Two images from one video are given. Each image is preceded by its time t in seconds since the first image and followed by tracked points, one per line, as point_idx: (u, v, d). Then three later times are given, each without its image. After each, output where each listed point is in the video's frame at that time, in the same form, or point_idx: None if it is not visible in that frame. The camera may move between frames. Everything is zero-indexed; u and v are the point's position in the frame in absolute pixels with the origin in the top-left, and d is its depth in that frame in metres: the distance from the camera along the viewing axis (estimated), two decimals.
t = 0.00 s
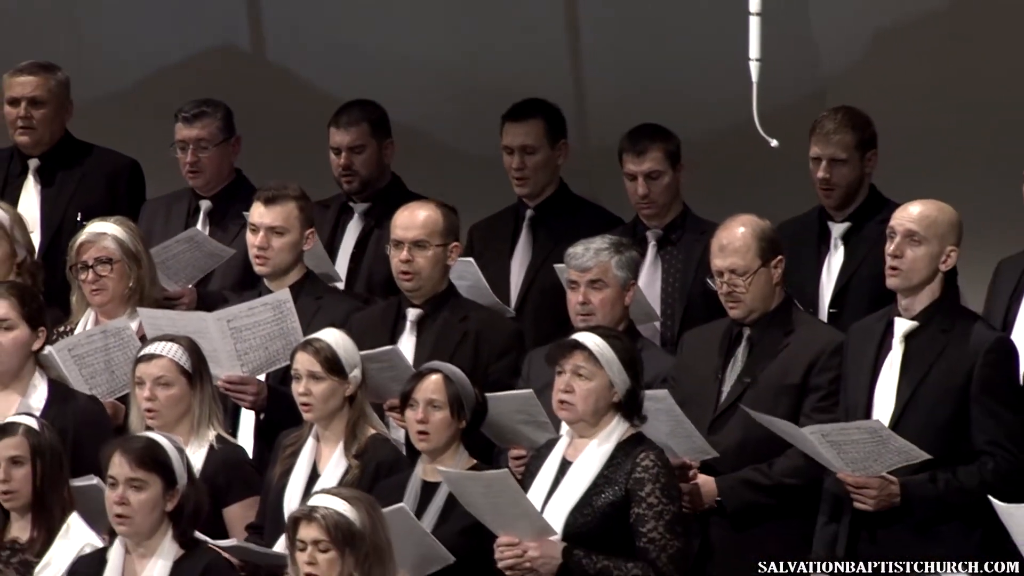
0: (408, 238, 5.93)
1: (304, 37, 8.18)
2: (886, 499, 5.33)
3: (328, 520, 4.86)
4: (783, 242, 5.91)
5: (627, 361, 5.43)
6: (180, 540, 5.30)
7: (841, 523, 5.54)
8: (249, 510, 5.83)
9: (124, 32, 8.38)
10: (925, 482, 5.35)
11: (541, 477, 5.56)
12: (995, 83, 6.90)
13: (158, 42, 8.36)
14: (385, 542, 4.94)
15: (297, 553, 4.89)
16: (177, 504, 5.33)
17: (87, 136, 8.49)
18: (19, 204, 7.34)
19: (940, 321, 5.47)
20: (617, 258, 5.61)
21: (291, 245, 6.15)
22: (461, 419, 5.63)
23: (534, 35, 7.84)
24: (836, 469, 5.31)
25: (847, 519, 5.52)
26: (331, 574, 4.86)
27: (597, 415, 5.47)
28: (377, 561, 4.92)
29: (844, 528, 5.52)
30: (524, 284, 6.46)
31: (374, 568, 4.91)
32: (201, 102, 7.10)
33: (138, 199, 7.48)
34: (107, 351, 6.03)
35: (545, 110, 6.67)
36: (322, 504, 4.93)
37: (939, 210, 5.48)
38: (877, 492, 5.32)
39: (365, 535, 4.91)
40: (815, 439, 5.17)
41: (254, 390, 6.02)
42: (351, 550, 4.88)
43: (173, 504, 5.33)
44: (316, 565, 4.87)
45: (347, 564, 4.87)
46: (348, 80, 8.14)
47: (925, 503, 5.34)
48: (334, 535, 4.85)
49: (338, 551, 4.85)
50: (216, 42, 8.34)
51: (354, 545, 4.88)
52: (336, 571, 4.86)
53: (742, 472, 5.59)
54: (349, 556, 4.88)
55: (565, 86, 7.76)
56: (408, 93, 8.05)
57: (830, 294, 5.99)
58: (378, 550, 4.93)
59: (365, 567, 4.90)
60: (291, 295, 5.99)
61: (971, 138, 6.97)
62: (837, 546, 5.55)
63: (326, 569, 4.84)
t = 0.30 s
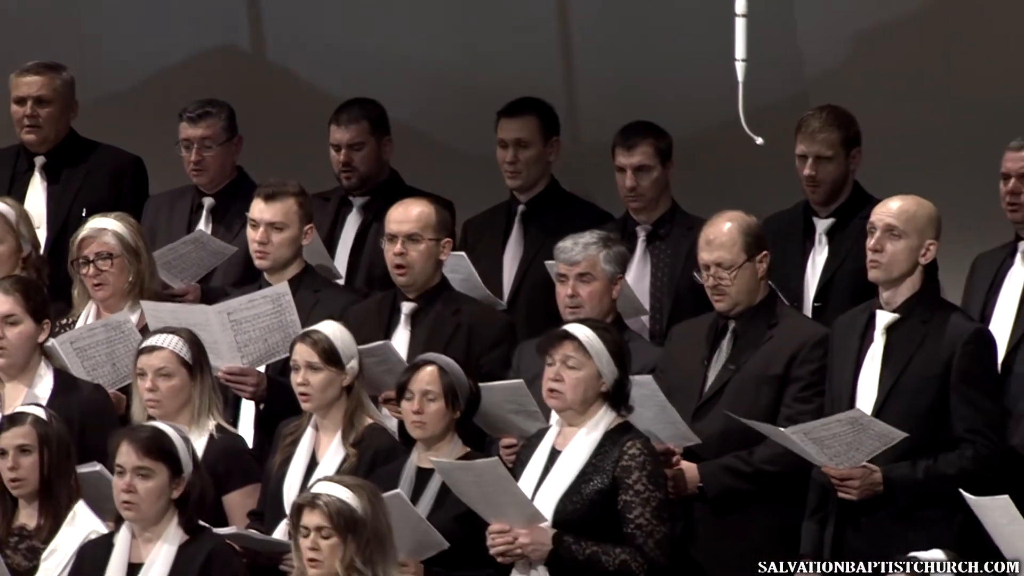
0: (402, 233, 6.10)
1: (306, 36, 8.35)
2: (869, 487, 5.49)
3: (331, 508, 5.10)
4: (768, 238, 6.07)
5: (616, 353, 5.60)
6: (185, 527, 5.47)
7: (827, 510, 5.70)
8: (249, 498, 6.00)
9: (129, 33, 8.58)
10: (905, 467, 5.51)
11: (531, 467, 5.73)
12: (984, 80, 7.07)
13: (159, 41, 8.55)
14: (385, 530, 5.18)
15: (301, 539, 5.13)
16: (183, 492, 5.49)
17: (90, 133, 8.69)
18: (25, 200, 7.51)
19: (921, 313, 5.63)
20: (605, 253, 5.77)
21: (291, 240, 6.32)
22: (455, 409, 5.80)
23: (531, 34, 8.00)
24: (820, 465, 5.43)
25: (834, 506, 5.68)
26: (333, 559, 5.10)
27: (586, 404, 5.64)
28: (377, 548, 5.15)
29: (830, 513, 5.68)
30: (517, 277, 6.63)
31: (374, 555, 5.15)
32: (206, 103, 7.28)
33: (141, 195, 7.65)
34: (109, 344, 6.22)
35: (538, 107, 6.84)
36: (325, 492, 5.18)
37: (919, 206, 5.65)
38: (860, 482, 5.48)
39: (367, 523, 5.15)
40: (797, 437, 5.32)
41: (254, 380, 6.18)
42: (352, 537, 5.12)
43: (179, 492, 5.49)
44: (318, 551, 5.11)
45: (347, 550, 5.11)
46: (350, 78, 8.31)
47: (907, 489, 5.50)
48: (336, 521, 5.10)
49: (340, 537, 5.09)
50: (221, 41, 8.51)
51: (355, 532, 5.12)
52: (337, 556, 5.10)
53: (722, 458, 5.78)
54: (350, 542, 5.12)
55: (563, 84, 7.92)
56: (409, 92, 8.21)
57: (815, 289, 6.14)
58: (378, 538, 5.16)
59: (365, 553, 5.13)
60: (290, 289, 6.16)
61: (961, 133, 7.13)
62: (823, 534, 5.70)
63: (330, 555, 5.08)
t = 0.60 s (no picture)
0: (396, 231, 6.25)
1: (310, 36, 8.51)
2: (853, 476, 5.64)
3: (330, 496, 5.28)
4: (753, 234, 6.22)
5: (605, 344, 5.76)
6: (190, 513, 5.65)
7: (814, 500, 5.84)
8: (250, 486, 6.18)
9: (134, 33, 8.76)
10: (887, 455, 5.67)
11: (522, 456, 5.87)
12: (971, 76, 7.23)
13: (159, 42, 8.74)
14: (383, 519, 5.36)
15: (301, 525, 5.31)
16: (187, 480, 5.67)
17: (94, 132, 8.85)
18: (31, 196, 7.68)
19: (900, 304, 5.77)
20: (594, 247, 5.93)
21: (289, 236, 6.48)
22: (449, 400, 5.95)
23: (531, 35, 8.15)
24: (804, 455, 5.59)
25: (819, 496, 5.82)
26: (331, 545, 5.28)
27: (575, 394, 5.79)
28: (375, 535, 5.33)
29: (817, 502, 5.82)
30: (509, 273, 6.78)
31: (372, 542, 5.32)
32: (207, 100, 7.42)
33: (144, 192, 7.82)
34: (107, 336, 6.38)
35: (534, 105, 7.02)
36: (325, 481, 5.35)
37: (889, 199, 5.79)
38: (844, 472, 5.63)
39: (365, 510, 5.32)
40: (778, 429, 5.48)
41: (252, 371, 6.37)
42: (351, 524, 5.29)
43: (183, 480, 5.67)
44: (317, 537, 5.28)
45: (346, 537, 5.28)
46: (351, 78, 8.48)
47: (889, 475, 5.66)
48: (335, 509, 5.28)
49: (338, 524, 5.27)
50: (225, 43, 8.66)
51: (354, 519, 5.29)
52: (336, 543, 5.28)
53: (705, 449, 5.94)
54: (349, 529, 5.29)
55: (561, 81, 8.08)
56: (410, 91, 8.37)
57: (802, 284, 6.25)
58: (376, 526, 5.34)
59: (363, 540, 5.30)
60: (288, 282, 6.31)
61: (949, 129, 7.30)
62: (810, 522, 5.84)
63: (328, 541, 5.26)
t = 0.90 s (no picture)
0: (393, 226, 6.50)
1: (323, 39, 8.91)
2: (841, 463, 5.84)
3: (330, 481, 5.47)
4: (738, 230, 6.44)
5: (598, 336, 5.94)
6: (198, 499, 5.86)
7: (799, 488, 6.02)
8: (254, 474, 6.37)
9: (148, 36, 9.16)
10: (872, 441, 5.86)
11: (516, 444, 6.04)
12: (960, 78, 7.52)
13: (167, 43, 9.14)
14: (380, 506, 5.53)
15: (300, 509, 5.50)
16: (196, 468, 5.88)
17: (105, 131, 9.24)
18: (41, 193, 7.88)
19: (882, 297, 5.96)
20: (585, 238, 6.17)
21: (290, 232, 6.69)
22: (445, 390, 6.14)
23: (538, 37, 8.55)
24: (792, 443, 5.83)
25: (804, 485, 6.00)
26: (329, 529, 5.46)
27: (567, 383, 5.97)
28: (372, 521, 5.51)
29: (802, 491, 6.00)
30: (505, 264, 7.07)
31: (369, 528, 5.50)
32: (210, 100, 7.61)
33: (152, 189, 8.04)
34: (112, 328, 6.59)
35: (527, 106, 7.25)
36: (325, 468, 5.54)
37: (863, 198, 5.96)
38: (832, 459, 5.83)
39: (363, 497, 5.50)
40: (769, 417, 5.71)
41: (255, 363, 6.57)
42: (348, 510, 5.47)
43: (192, 467, 5.88)
44: (317, 521, 5.46)
45: (343, 522, 5.46)
46: (355, 79, 8.87)
47: (874, 462, 5.84)
48: (334, 495, 5.46)
49: (337, 509, 5.45)
50: (231, 45, 9.08)
51: (352, 505, 5.47)
52: (334, 527, 5.46)
53: (691, 438, 6.14)
54: (346, 514, 5.47)
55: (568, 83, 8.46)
56: (418, 88, 8.78)
57: (788, 278, 6.47)
58: (373, 513, 5.51)
59: (360, 526, 5.48)
60: (291, 277, 6.52)
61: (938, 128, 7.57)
62: (795, 508, 6.03)
63: (326, 524, 5.44)
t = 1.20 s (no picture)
0: (391, 222, 6.68)
1: (324, 40, 9.12)
2: (829, 452, 5.96)
3: (323, 473, 5.62)
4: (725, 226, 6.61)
5: (586, 329, 6.07)
6: (204, 489, 6.03)
7: (786, 478, 6.16)
8: (257, 463, 6.54)
9: (154, 39, 9.40)
10: (858, 431, 6.00)
11: (508, 435, 6.18)
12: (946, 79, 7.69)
13: (173, 46, 9.37)
14: (373, 494, 5.68)
15: (296, 499, 5.65)
16: (202, 458, 6.04)
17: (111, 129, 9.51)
18: (49, 190, 8.06)
19: (865, 292, 6.12)
20: (575, 232, 6.39)
21: (290, 227, 6.90)
22: (441, 381, 6.26)
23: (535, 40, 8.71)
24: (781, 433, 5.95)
25: (792, 476, 6.15)
26: (325, 518, 5.61)
27: (558, 376, 6.10)
28: (366, 510, 5.65)
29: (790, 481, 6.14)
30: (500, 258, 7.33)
31: (363, 517, 5.64)
32: (211, 100, 7.79)
33: (157, 186, 8.22)
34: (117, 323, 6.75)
35: (518, 106, 7.54)
36: (319, 459, 5.68)
37: (842, 195, 6.13)
38: (820, 449, 5.96)
39: (356, 487, 5.65)
40: (761, 409, 5.83)
41: (256, 355, 6.72)
42: (343, 500, 5.62)
43: (198, 457, 6.05)
44: (312, 511, 5.62)
45: (338, 512, 5.61)
46: (355, 79, 9.08)
47: (862, 451, 5.97)
48: (328, 485, 5.60)
49: (331, 499, 5.60)
50: (232, 45, 9.29)
51: (345, 495, 5.62)
52: (328, 517, 5.61)
53: (681, 428, 6.29)
54: (341, 504, 5.62)
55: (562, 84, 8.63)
56: (415, 88, 8.97)
57: (774, 271, 6.69)
58: (366, 502, 5.66)
59: (355, 515, 5.63)
60: (290, 270, 6.68)
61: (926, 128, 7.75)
62: (783, 496, 6.17)
63: (321, 515, 5.59)
